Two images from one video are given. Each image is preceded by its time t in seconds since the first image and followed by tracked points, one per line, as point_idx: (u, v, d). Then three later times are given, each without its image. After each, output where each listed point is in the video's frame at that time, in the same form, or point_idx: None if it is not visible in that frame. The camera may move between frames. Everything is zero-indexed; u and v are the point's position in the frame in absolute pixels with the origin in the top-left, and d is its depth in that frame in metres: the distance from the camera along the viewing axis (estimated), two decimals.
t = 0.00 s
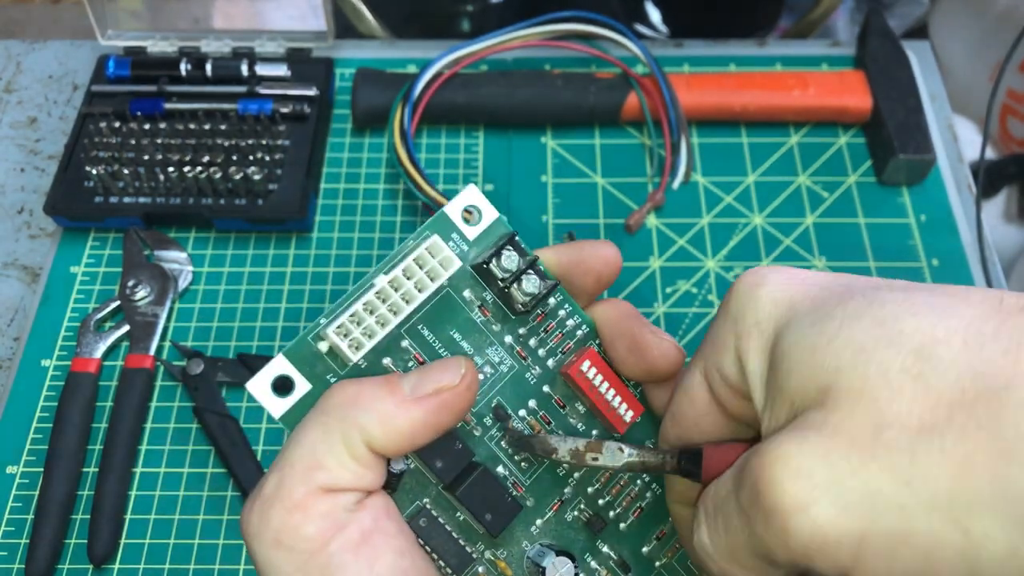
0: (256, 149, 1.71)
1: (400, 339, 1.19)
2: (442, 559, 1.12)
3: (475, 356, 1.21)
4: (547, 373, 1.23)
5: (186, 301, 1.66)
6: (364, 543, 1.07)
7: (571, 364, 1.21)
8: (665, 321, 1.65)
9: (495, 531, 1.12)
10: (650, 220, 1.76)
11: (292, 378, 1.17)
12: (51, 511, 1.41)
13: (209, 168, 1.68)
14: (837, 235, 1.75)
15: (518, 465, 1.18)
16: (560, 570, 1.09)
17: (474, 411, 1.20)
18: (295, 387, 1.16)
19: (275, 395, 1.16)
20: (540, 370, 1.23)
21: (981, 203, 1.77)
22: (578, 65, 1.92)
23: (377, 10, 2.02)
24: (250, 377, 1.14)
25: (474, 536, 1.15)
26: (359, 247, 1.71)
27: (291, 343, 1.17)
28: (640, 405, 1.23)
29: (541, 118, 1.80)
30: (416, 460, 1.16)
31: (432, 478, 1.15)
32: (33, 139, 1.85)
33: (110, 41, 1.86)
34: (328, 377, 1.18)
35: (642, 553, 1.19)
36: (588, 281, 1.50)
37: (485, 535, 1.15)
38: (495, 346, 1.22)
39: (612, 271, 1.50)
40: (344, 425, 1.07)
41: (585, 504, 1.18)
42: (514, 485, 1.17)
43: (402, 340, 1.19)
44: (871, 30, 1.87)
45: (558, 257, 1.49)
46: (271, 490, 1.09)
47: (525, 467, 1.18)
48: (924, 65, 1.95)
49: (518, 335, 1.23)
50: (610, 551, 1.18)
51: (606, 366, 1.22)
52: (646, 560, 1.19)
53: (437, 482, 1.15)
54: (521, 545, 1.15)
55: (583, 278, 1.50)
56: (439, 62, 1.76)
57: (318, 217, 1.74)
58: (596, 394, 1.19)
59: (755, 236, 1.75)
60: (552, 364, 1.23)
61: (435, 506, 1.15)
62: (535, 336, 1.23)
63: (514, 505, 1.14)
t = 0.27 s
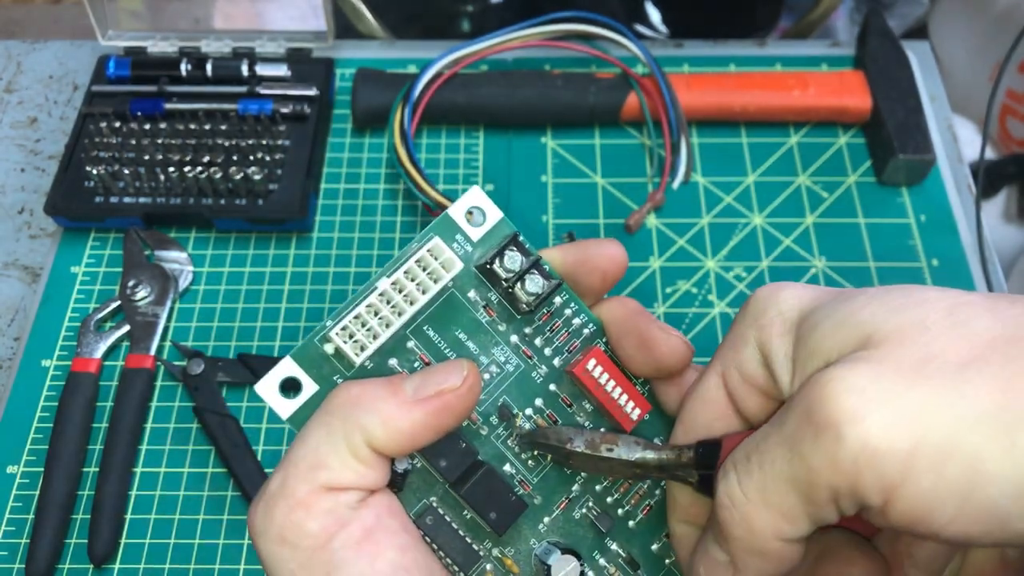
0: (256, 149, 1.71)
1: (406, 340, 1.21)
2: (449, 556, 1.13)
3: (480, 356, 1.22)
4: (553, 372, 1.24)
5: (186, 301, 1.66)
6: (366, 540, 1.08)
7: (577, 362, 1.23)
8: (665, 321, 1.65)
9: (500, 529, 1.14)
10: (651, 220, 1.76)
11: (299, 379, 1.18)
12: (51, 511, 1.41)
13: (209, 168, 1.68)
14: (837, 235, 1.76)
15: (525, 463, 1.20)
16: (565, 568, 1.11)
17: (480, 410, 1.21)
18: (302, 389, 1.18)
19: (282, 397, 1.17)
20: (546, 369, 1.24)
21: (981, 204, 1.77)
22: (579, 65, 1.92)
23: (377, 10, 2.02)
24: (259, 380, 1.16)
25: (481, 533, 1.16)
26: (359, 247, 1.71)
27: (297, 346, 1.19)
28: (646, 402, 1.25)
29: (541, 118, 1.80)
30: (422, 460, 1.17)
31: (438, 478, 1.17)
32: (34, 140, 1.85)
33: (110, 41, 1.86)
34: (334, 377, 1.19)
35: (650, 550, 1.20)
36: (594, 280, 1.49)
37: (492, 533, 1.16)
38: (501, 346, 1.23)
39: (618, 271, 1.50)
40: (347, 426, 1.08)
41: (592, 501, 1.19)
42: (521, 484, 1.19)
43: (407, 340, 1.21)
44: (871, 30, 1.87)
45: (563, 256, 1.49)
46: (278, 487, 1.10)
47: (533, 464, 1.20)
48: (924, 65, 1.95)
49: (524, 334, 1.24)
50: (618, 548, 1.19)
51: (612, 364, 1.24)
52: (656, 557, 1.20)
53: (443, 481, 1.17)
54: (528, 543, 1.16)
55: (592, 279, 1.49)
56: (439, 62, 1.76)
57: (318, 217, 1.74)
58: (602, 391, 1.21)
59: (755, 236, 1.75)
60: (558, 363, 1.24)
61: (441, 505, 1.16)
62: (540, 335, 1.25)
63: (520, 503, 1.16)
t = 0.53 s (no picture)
0: (256, 149, 1.71)
1: (345, 351, 1.25)
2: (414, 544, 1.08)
3: (419, 356, 1.23)
4: (490, 359, 1.23)
5: (186, 301, 1.66)
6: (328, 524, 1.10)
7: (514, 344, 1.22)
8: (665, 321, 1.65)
9: (457, 505, 1.09)
10: (650, 220, 1.76)
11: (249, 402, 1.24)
12: (51, 511, 1.41)
13: (209, 168, 1.68)
14: (836, 235, 1.76)
15: (476, 447, 1.16)
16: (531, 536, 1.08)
17: (421, 403, 1.19)
18: (252, 410, 1.23)
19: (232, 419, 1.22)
20: (484, 359, 1.23)
21: (981, 204, 1.77)
22: (578, 65, 1.92)
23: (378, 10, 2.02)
24: (209, 407, 1.23)
25: (444, 520, 1.10)
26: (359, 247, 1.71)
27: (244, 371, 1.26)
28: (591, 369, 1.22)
29: (541, 118, 1.80)
30: (373, 457, 1.14)
31: (390, 469, 1.12)
32: (34, 140, 1.85)
33: (110, 41, 1.86)
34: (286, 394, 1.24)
35: (620, 514, 1.13)
36: (512, 276, 1.48)
37: (453, 516, 1.10)
38: (437, 343, 1.24)
39: (539, 265, 1.49)
40: (299, 419, 1.11)
41: (552, 475, 1.15)
42: (476, 467, 1.14)
43: (346, 351, 1.25)
44: (871, 30, 1.87)
45: (486, 255, 1.50)
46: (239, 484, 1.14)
47: (487, 450, 1.16)
48: (924, 65, 1.95)
49: (458, 330, 1.25)
50: (587, 517, 1.13)
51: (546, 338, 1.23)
52: (630, 521, 1.13)
53: (395, 471, 1.12)
54: (494, 524, 1.11)
55: (517, 275, 1.48)
56: (439, 62, 1.76)
57: (318, 217, 1.74)
58: (540, 366, 1.19)
59: (755, 236, 1.75)
60: (494, 350, 1.23)
61: (400, 498, 1.11)
62: (474, 327, 1.25)
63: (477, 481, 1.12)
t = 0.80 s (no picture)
0: (256, 149, 1.71)
1: (310, 345, 1.29)
2: (398, 542, 1.13)
3: (388, 343, 1.28)
4: (465, 341, 1.28)
5: (187, 301, 1.66)
6: (289, 530, 1.11)
7: (483, 322, 1.28)
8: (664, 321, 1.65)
9: (438, 497, 1.13)
10: (650, 220, 1.76)
11: (212, 406, 1.26)
12: (51, 511, 1.41)
13: (209, 168, 1.68)
14: (836, 235, 1.76)
15: (456, 433, 1.22)
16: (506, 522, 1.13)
17: (398, 391, 1.24)
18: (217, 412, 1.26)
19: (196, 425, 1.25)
20: (458, 341, 1.28)
21: (981, 204, 1.77)
22: (578, 65, 1.92)
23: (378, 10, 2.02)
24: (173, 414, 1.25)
25: (429, 513, 1.16)
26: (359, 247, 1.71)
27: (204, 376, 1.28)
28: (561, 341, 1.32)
29: (541, 118, 1.80)
30: (348, 452, 1.18)
31: (370, 467, 1.18)
32: (34, 140, 1.85)
33: (111, 41, 1.86)
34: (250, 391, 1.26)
35: (614, 492, 1.18)
36: (483, 251, 1.50)
37: (437, 508, 1.16)
38: (405, 330, 1.29)
39: (506, 242, 1.50)
40: (252, 416, 1.13)
41: (538, 456, 1.20)
42: (459, 454, 1.20)
43: (311, 345, 1.29)
44: (871, 30, 1.87)
45: (450, 235, 1.52)
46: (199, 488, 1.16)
47: (466, 434, 1.21)
48: (924, 65, 1.95)
49: (427, 313, 1.30)
50: (579, 497, 1.18)
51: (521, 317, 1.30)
52: (623, 498, 1.18)
53: (376, 470, 1.18)
54: (481, 513, 1.16)
55: (484, 254, 1.51)
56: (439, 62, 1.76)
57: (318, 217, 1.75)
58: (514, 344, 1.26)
59: (755, 237, 1.75)
60: (467, 332, 1.29)
61: (379, 493, 1.17)
62: (444, 311, 1.30)
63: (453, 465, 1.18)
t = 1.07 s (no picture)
0: (256, 149, 1.71)
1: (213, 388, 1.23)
2: (314, 543, 1.10)
3: (284, 378, 1.23)
4: (356, 368, 1.24)
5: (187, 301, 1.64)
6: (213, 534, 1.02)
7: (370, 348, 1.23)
8: (664, 321, 1.64)
9: (344, 497, 1.11)
10: (650, 220, 1.76)
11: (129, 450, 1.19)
12: (51, 511, 1.41)
13: (209, 168, 1.68)
14: (836, 235, 1.76)
15: (357, 447, 1.18)
16: (419, 511, 1.11)
17: (291, 421, 1.20)
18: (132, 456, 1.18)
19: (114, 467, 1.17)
20: (349, 368, 1.24)
21: (981, 205, 1.77)
22: (578, 65, 1.92)
23: (377, 11, 2.03)
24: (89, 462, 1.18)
25: (337, 515, 1.13)
26: (359, 247, 1.71)
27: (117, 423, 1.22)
28: (442, 354, 1.23)
29: (541, 118, 1.80)
30: (258, 470, 1.14)
31: (281, 482, 1.14)
32: (34, 140, 1.85)
33: (111, 41, 1.86)
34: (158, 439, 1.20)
35: (502, 479, 1.18)
36: (360, 289, 1.48)
37: (343, 508, 1.13)
38: (300, 362, 1.24)
39: (384, 279, 1.49)
40: (172, 439, 1.07)
41: (431, 455, 1.19)
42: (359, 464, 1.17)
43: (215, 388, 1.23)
44: (871, 30, 1.88)
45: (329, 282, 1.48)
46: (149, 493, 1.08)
47: (365, 446, 1.19)
48: (923, 66, 1.95)
49: (319, 347, 1.25)
50: (472, 486, 1.17)
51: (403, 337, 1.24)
52: (510, 484, 1.18)
53: (286, 483, 1.14)
54: (387, 510, 1.14)
55: (364, 292, 1.48)
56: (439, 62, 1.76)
57: (318, 217, 1.75)
58: (403, 362, 1.21)
59: (755, 237, 1.75)
60: (358, 360, 1.25)
61: (292, 502, 1.14)
62: (333, 343, 1.26)
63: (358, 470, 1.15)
